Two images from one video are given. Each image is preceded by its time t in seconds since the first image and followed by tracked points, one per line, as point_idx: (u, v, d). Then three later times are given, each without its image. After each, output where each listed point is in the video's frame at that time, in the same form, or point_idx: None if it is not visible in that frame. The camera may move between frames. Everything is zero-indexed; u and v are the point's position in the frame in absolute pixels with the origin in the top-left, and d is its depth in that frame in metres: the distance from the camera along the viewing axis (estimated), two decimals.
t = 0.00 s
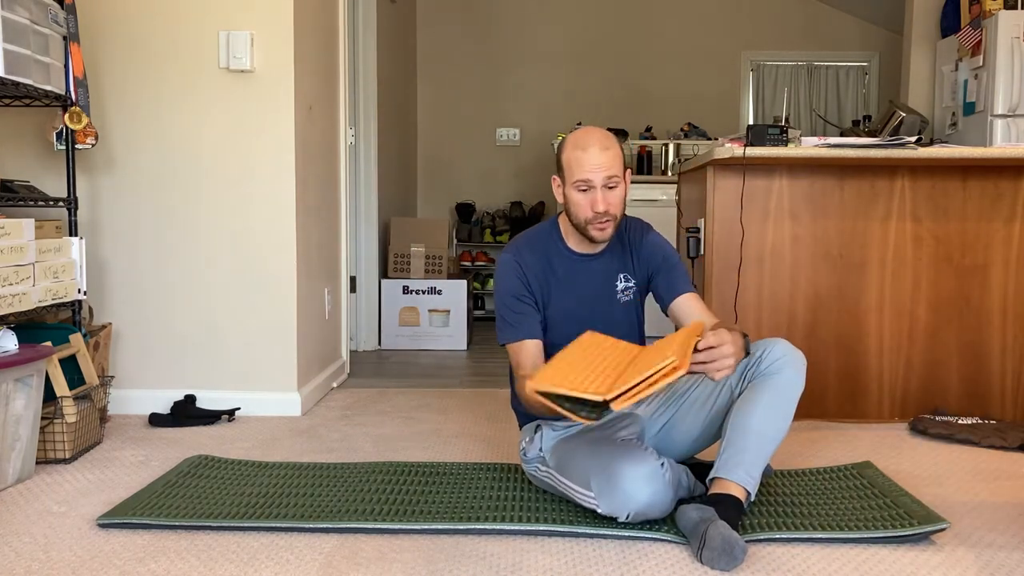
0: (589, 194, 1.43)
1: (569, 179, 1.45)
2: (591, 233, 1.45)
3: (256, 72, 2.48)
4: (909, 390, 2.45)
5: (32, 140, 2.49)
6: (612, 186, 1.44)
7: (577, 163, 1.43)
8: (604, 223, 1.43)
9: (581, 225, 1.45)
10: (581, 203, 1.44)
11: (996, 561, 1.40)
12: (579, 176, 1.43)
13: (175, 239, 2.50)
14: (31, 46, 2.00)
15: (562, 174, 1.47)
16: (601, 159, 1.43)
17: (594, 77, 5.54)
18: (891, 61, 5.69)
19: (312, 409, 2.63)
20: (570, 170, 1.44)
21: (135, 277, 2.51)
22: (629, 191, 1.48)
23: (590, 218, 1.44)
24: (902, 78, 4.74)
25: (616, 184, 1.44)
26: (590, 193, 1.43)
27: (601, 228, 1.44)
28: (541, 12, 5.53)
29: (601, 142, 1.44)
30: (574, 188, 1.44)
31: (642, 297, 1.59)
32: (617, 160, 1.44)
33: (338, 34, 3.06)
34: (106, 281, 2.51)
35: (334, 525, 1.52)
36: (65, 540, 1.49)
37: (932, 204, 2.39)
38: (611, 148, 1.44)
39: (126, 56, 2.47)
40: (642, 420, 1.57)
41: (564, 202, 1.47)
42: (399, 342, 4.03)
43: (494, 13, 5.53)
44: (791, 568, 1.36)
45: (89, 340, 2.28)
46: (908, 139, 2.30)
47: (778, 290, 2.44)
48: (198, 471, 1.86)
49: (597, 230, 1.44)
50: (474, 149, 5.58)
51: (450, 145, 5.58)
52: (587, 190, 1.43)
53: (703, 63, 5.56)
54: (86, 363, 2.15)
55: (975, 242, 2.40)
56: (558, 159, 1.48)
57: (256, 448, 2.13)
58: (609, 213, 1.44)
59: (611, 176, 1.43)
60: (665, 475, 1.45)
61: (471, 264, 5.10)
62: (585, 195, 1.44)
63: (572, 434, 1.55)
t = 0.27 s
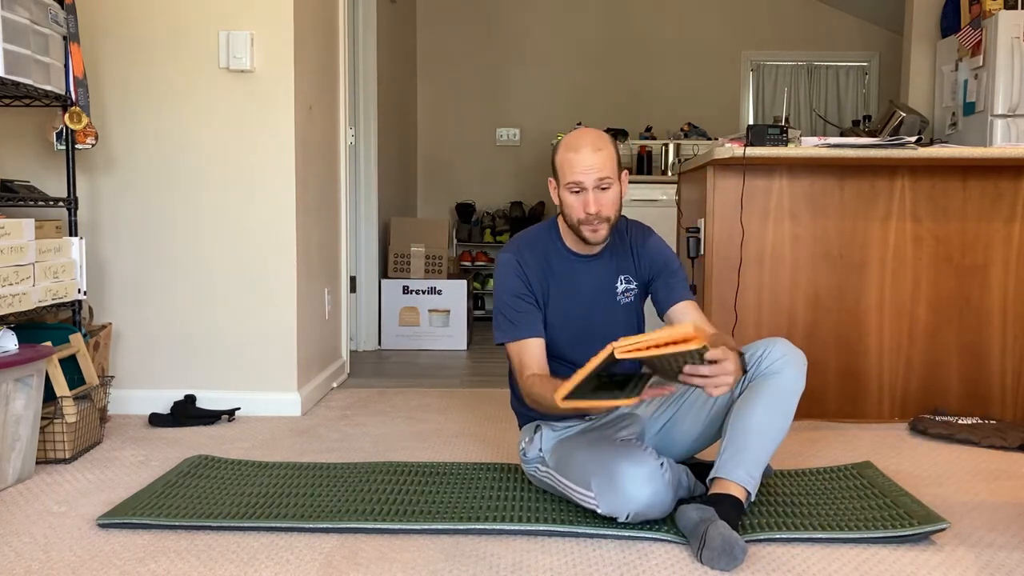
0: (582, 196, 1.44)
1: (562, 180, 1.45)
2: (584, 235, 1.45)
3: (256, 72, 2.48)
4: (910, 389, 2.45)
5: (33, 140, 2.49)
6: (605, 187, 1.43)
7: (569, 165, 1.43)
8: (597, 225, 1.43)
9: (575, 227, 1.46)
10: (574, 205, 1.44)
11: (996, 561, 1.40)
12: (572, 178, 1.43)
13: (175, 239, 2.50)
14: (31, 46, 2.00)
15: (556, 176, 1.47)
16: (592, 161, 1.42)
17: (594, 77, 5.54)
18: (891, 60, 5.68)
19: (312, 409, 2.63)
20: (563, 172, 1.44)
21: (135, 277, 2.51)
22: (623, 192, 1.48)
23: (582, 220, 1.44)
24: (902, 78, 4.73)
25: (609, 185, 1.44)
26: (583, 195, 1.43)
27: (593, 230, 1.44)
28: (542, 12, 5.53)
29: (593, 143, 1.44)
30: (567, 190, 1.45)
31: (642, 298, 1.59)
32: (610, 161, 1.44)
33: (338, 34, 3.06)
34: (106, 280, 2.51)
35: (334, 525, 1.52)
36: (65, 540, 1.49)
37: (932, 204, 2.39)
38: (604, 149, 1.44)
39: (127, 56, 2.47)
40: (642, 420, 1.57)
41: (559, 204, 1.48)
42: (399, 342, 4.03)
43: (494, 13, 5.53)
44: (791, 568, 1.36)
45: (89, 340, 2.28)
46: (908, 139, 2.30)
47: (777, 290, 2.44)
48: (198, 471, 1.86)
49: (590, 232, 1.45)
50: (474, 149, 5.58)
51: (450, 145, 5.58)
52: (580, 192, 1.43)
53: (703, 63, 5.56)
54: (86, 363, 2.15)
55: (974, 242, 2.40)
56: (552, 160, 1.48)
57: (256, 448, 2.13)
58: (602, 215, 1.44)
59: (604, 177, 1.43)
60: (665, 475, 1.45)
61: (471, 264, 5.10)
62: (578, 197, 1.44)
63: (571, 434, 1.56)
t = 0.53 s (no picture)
0: (586, 195, 1.43)
1: (566, 180, 1.45)
2: (588, 235, 1.45)
3: (256, 72, 2.48)
4: (909, 390, 2.45)
5: (33, 140, 2.49)
6: (609, 187, 1.43)
7: (573, 165, 1.43)
8: (602, 225, 1.43)
9: (579, 227, 1.45)
10: (578, 204, 1.44)
11: (997, 561, 1.40)
12: (576, 178, 1.43)
13: (175, 239, 2.50)
14: (31, 46, 2.00)
15: (561, 176, 1.47)
16: (597, 161, 1.42)
17: (594, 77, 5.54)
18: (891, 60, 5.68)
19: (312, 409, 2.63)
20: (568, 172, 1.44)
21: (135, 277, 2.51)
22: (628, 193, 1.48)
23: (585, 220, 1.44)
24: (902, 78, 4.73)
25: (613, 185, 1.43)
26: (587, 195, 1.43)
27: (597, 230, 1.44)
28: (542, 12, 5.53)
29: (598, 144, 1.44)
30: (571, 190, 1.44)
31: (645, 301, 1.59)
32: (615, 162, 1.44)
33: (338, 34, 3.06)
34: (106, 280, 2.51)
35: (334, 525, 1.52)
36: (65, 540, 1.49)
37: (932, 204, 2.39)
38: (609, 150, 1.44)
39: (127, 56, 2.47)
40: (641, 420, 1.58)
41: (563, 204, 1.48)
42: (399, 342, 4.03)
43: (494, 13, 5.53)
44: (791, 568, 1.36)
45: (89, 340, 2.28)
46: (908, 139, 2.30)
47: (778, 290, 2.44)
48: (198, 471, 1.86)
49: (595, 232, 1.44)
50: (474, 149, 5.58)
51: (450, 144, 5.58)
52: (584, 192, 1.43)
53: (703, 63, 5.56)
54: (86, 363, 2.15)
55: (974, 242, 2.40)
56: (557, 160, 1.48)
57: (256, 448, 2.13)
58: (606, 215, 1.43)
59: (608, 177, 1.43)
60: (665, 475, 1.45)
61: (471, 264, 5.10)
62: (582, 197, 1.44)
63: (572, 433, 1.55)
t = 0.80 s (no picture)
0: (585, 195, 1.43)
1: (566, 179, 1.45)
2: (588, 234, 1.46)
3: (256, 72, 2.48)
4: (909, 390, 2.45)
5: (33, 139, 2.49)
6: (609, 187, 1.43)
7: (573, 164, 1.43)
8: (602, 224, 1.44)
9: (579, 227, 1.46)
10: (578, 204, 1.44)
11: (997, 561, 1.40)
12: (576, 178, 1.43)
13: (175, 239, 2.50)
14: (31, 46, 2.00)
15: (561, 175, 1.47)
16: (597, 161, 1.42)
17: (594, 77, 5.54)
18: (891, 60, 5.68)
19: (312, 409, 2.63)
20: (568, 171, 1.44)
21: (135, 277, 2.51)
22: (628, 193, 1.48)
23: (585, 219, 1.44)
24: (902, 78, 4.73)
25: (614, 185, 1.43)
26: (587, 195, 1.43)
27: (596, 229, 1.45)
28: (542, 12, 5.53)
29: (599, 143, 1.44)
30: (571, 190, 1.45)
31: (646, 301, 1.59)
32: (615, 161, 1.44)
33: (338, 34, 3.06)
34: (106, 280, 2.51)
35: (334, 525, 1.52)
36: (65, 540, 1.49)
37: (932, 204, 2.39)
38: (609, 150, 1.44)
39: (127, 55, 2.47)
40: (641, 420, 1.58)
41: (564, 203, 1.48)
42: (399, 342, 4.03)
43: (494, 13, 5.53)
44: (791, 568, 1.36)
45: (89, 340, 2.28)
46: (908, 139, 2.30)
47: (777, 290, 2.44)
48: (198, 471, 1.86)
49: (594, 232, 1.45)
50: (474, 148, 5.58)
51: (450, 144, 5.58)
52: (584, 193, 1.43)
53: (703, 63, 5.56)
54: (86, 363, 2.15)
55: (974, 242, 2.40)
56: (558, 159, 1.48)
57: (256, 448, 2.13)
58: (605, 215, 1.44)
59: (608, 177, 1.42)
60: (665, 475, 1.45)
61: (471, 264, 5.10)
62: (581, 197, 1.44)
63: (571, 433, 1.54)
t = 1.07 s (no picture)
0: (594, 195, 1.43)
1: (574, 179, 1.45)
2: (594, 234, 1.45)
3: (256, 72, 2.48)
4: (909, 390, 2.44)
5: (33, 139, 2.49)
6: (618, 188, 1.43)
7: (582, 164, 1.43)
8: (609, 225, 1.43)
9: (586, 226, 1.46)
10: (585, 204, 1.44)
11: (996, 561, 1.40)
12: (584, 178, 1.43)
13: (175, 239, 2.50)
14: (31, 46, 2.00)
15: (567, 175, 1.47)
16: (606, 162, 1.42)
17: (594, 77, 5.54)
18: (891, 60, 5.68)
19: (312, 409, 2.63)
20: (575, 172, 1.44)
21: (135, 277, 2.51)
22: (634, 194, 1.48)
23: (592, 220, 1.44)
24: (902, 78, 4.73)
25: (621, 187, 1.44)
26: (595, 195, 1.43)
27: (603, 230, 1.44)
28: (542, 12, 5.53)
29: (607, 144, 1.44)
30: (579, 189, 1.44)
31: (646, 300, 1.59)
32: (624, 163, 1.44)
33: (338, 34, 3.06)
34: (106, 280, 2.51)
35: (334, 525, 1.52)
36: (65, 540, 1.49)
37: (932, 204, 2.39)
38: (618, 151, 1.44)
39: (127, 56, 2.47)
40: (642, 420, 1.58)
41: (570, 203, 1.48)
42: (399, 342, 4.03)
43: (494, 13, 5.53)
44: (791, 568, 1.36)
45: (89, 340, 2.28)
46: (908, 139, 2.30)
47: (777, 290, 2.44)
48: (198, 471, 1.86)
49: (601, 232, 1.45)
50: (474, 148, 5.58)
51: (451, 144, 5.58)
52: (593, 192, 1.43)
53: (703, 63, 5.56)
54: (86, 363, 2.15)
55: (974, 242, 2.40)
56: (565, 159, 1.48)
57: (256, 448, 2.13)
58: (613, 215, 1.43)
59: (617, 178, 1.43)
60: (665, 475, 1.46)
61: (471, 264, 5.10)
62: (590, 197, 1.44)
63: (571, 433, 1.55)
